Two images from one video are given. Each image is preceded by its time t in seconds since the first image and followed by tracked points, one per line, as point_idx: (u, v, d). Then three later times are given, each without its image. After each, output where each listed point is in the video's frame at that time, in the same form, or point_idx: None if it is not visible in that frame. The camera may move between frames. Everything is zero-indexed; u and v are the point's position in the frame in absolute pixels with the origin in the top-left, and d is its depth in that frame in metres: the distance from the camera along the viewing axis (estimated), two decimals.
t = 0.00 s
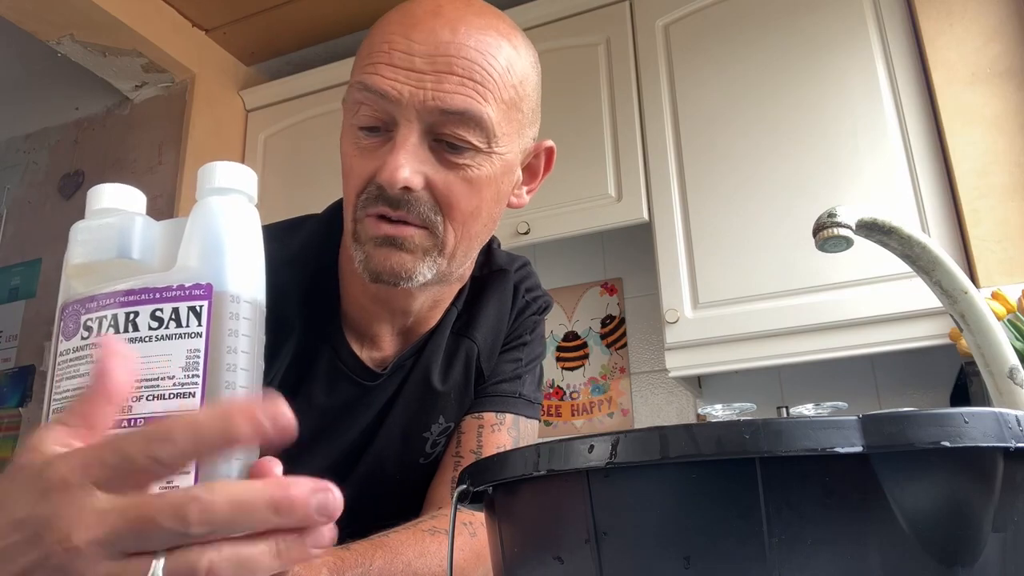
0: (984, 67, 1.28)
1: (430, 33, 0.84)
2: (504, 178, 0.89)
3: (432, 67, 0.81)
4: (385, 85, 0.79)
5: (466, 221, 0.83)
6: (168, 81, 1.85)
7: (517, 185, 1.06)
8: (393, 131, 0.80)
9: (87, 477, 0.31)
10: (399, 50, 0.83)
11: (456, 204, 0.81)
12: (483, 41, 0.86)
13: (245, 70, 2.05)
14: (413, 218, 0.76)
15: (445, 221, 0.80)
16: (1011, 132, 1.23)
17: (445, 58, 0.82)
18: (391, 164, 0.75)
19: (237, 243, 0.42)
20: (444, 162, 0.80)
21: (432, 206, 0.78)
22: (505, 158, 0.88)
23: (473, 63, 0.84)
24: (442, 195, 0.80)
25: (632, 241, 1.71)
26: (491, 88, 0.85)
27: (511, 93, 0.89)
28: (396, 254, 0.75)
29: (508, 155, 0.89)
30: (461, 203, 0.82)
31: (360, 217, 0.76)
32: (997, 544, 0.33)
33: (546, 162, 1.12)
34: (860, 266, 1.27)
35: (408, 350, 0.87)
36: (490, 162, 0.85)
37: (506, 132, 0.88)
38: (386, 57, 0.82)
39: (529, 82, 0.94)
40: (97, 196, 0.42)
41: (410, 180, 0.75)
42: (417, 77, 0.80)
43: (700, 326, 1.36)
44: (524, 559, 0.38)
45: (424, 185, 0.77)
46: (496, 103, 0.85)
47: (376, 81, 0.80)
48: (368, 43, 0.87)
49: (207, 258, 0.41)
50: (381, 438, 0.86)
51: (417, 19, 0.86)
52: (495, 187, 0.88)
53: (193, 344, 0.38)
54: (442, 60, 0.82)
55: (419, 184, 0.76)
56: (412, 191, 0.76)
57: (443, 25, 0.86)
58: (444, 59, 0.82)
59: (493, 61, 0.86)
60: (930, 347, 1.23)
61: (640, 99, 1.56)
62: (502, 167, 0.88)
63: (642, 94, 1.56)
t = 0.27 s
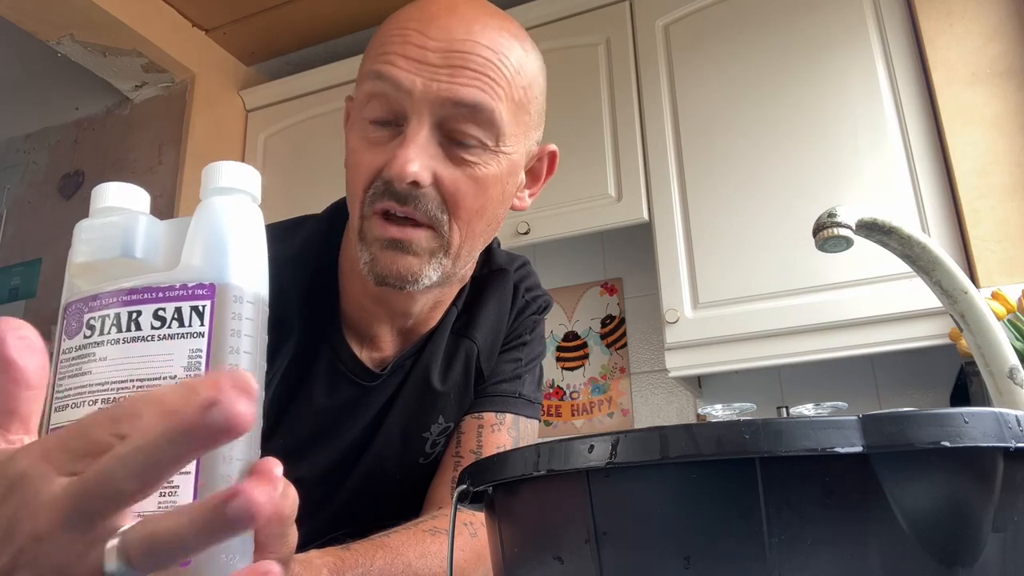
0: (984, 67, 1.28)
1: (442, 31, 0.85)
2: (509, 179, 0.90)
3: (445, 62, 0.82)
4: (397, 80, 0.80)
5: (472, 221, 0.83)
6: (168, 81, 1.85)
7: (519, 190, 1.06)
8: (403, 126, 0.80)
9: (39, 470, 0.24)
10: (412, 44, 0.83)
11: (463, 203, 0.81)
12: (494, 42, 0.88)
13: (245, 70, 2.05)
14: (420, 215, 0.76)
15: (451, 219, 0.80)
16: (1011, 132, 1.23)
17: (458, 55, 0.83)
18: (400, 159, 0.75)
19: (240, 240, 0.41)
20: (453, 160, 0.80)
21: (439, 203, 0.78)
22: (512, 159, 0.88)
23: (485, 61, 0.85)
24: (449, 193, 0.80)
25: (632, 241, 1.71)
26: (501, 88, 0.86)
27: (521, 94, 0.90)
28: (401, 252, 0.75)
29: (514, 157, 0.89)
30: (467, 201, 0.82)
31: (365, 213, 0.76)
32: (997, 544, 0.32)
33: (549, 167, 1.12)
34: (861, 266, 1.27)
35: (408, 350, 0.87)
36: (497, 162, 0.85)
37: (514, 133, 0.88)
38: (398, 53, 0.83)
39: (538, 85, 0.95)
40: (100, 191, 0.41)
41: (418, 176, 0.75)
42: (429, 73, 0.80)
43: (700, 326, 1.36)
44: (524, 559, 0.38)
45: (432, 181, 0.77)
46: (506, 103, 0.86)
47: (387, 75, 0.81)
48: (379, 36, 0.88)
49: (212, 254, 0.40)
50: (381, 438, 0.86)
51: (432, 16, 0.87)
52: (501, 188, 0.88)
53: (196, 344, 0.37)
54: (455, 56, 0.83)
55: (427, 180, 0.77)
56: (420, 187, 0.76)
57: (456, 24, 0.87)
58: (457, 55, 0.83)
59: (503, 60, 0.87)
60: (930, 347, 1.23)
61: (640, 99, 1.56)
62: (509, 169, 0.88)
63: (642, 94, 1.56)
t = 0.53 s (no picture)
0: (984, 67, 1.28)
1: (494, 37, 0.89)
2: (524, 195, 0.91)
3: (496, 67, 0.85)
4: (447, 72, 0.82)
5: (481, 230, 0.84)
6: (168, 81, 1.85)
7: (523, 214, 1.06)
8: (441, 121, 0.82)
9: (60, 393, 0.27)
10: (463, 44, 0.86)
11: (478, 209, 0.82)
12: (539, 57, 0.91)
13: (245, 70, 2.05)
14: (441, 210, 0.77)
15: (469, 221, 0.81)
16: (1011, 131, 1.23)
17: (508, 61, 0.86)
18: (437, 149, 0.77)
19: (286, 247, 0.41)
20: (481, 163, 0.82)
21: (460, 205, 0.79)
22: (531, 175, 0.90)
23: (530, 74, 0.88)
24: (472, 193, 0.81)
25: (632, 241, 1.71)
26: (538, 102, 0.89)
27: (552, 114, 0.93)
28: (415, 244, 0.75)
29: (532, 175, 0.91)
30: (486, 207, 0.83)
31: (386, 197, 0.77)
32: (997, 544, 0.32)
33: (553, 196, 1.13)
34: (861, 265, 1.27)
35: (406, 351, 0.87)
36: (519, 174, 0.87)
37: (539, 149, 0.91)
38: (451, 45, 0.86)
39: (564, 111, 0.98)
40: (159, 193, 0.44)
41: (450, 169, 0.77)
42: (479, 74, 0.83)
43: (700, 325, 1.36)
44: (524, 559, 0.38)
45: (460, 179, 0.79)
46: (538, 118, 0.89)
47: (437, 69, 0.83)
48: (428, 32, 0.91)
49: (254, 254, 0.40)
50: (381, 438, 0.86)
51: (484, 23, 0.90)
52: (516, 202, 0.89)
53: (236, 337, 0.37)
54: (505, 63, 0.86)
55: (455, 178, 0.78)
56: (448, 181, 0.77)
57: (507, 34, 0.91)
58: (507, 61, 0.86)
59: (544, 76, 0.90)
60: (930, 347, 1.23)
61: (640, 99, 1.56)
62: (525, 185, 0.90)
63: (642, 94, 1.56)
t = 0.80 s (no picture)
0: (984, 67, 1.27)
1: (481, 34, 0.89)
2: (517, 192, 0.91)
3: (481, 65, 0.85)
4: (433, 72, 0.82)
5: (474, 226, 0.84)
6: (168, 81, 1.85)
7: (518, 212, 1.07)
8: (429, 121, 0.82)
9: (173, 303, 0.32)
10: (449, 44, 0.86)
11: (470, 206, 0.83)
12: (527, 53, 0.91)
13: (245, 70, 2.05)
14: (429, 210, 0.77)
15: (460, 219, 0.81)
16: (1012, 131, 1.23)
17: (494, 58, 0.86)
18: (424, 148, 0.77)
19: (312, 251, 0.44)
20: (472, 161, 0.82)
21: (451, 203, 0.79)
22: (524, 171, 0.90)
23: (518, 72, 0.88)
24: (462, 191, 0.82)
25: (632, 241, 1.71)
26: (528, 98, 0.89)
27: (543, 109, 0.93)
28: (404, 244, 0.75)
29: (525, 171, 0.91)
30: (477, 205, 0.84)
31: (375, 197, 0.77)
32: (997, 544, 0.32)
33: (550, 192, 1.13)
34: (861, 266, 1.27)
35: (405, 351, 0.87)
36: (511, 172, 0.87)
37: (530, 145, 0.91)
38: (436, 44, 0.86)
39: (558, 106, 0.98)
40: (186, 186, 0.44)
41: (439, 167, 0.77)
42: (466, 72, 0.83)
43: (701, 325, 1.36)
44: (524, 559, 0.38)
45: (450, 177, 0.79)
46: (529, 115, 0.89)
47: (422, 70, 0.83)
48: (416, 32, 0.91)
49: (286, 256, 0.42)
50: (382, 438, 0.85)
51: (471, 21, 0.90)
52: (509, 199, 0.89)
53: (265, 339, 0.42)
54: (491, 60, 0.85)
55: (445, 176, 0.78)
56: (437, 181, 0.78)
57: (495, 32, 0.90)
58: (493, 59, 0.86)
59: (533, 72, 0.90)
60: (930, 347, 1.23)
61: (640, 99, 1.56)
62: (518, 181, 0.90)
63: (642, 94, 1.56)
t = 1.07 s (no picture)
0: (984, 67, 1.27)
1: (485, 32, 0.89)
2: (520, 190, 0.92)
3: (487, 61, 0.86)
4: (439, 67, 0.83)
5: (479, 221, 0.84)
6: (168, 81, 1.85)
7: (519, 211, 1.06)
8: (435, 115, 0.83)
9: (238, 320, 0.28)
10: (455, 41, 0.87)
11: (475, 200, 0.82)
12: (531, 53, 0.92)
13: (245, 70, 2.05)
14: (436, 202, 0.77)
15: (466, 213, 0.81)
16: (1012, 131, 1.23)
17: (500, 56, 0.87)
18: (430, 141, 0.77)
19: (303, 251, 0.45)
20: (477, 155, 0.83)
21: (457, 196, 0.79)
22: (528, 168, 0.91)
23: (522, 69, 0.89)
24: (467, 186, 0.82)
25: (632, 241, 1.71)
26: (532, 97, 0.89)
27: (546, 110, 0.93)
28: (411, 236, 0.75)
29: (529, 169, 0.92)
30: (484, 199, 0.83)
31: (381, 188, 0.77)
32: (997, 544, 0.32)
33: (549, 193, 1.13)
34: (861, 266, 1.27)
35: (407, 347, 0.86)
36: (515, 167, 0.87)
37: (534, 143, 0.92)
38: (442, 42, 0.87)
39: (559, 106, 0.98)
40: (174, 189, 0.44)
41: (445, 160, 0.77)
42: (471, 69, 0.84)
43: (701, 326, 1.36)
44: (524, 559, 0.38)
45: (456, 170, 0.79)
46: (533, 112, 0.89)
47: (427, 65, 0.84)
48: (420, 31, 0.91)
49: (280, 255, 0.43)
50: (383, 438, 0.85)
51: (475, 19, 0.91)
52: (513, 197, 0.90)
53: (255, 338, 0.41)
54: (496, 56, 0.87)
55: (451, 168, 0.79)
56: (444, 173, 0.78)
57: (499, 30, 0.91)
58: (498, 57, 0.87)
59: (537, 72, 0.91)
60: (930, 347, 1.23)
61: (640, 99, 1.56)
62: (522, 179, 0.91)
63: (642, 94, 1.56)
